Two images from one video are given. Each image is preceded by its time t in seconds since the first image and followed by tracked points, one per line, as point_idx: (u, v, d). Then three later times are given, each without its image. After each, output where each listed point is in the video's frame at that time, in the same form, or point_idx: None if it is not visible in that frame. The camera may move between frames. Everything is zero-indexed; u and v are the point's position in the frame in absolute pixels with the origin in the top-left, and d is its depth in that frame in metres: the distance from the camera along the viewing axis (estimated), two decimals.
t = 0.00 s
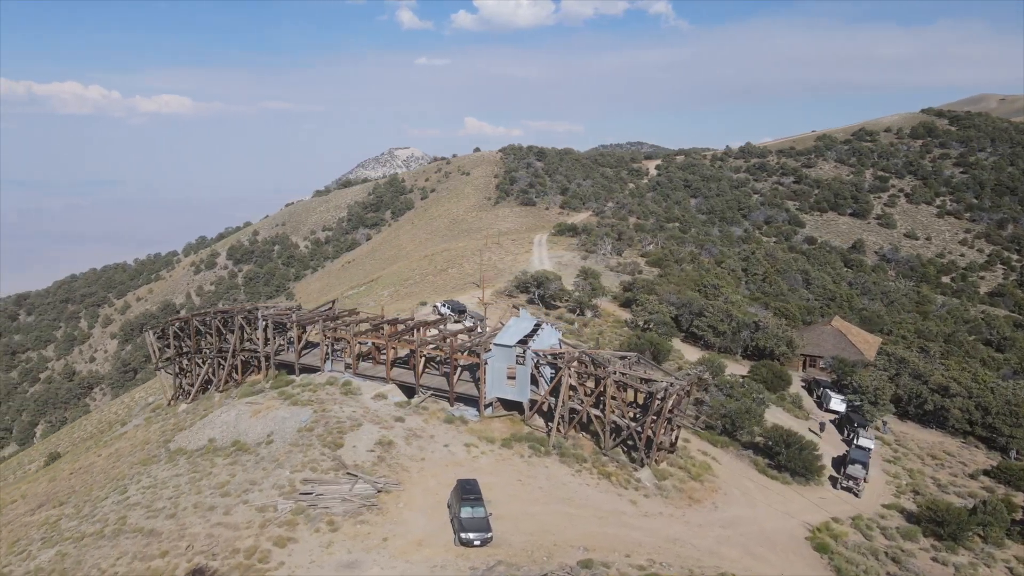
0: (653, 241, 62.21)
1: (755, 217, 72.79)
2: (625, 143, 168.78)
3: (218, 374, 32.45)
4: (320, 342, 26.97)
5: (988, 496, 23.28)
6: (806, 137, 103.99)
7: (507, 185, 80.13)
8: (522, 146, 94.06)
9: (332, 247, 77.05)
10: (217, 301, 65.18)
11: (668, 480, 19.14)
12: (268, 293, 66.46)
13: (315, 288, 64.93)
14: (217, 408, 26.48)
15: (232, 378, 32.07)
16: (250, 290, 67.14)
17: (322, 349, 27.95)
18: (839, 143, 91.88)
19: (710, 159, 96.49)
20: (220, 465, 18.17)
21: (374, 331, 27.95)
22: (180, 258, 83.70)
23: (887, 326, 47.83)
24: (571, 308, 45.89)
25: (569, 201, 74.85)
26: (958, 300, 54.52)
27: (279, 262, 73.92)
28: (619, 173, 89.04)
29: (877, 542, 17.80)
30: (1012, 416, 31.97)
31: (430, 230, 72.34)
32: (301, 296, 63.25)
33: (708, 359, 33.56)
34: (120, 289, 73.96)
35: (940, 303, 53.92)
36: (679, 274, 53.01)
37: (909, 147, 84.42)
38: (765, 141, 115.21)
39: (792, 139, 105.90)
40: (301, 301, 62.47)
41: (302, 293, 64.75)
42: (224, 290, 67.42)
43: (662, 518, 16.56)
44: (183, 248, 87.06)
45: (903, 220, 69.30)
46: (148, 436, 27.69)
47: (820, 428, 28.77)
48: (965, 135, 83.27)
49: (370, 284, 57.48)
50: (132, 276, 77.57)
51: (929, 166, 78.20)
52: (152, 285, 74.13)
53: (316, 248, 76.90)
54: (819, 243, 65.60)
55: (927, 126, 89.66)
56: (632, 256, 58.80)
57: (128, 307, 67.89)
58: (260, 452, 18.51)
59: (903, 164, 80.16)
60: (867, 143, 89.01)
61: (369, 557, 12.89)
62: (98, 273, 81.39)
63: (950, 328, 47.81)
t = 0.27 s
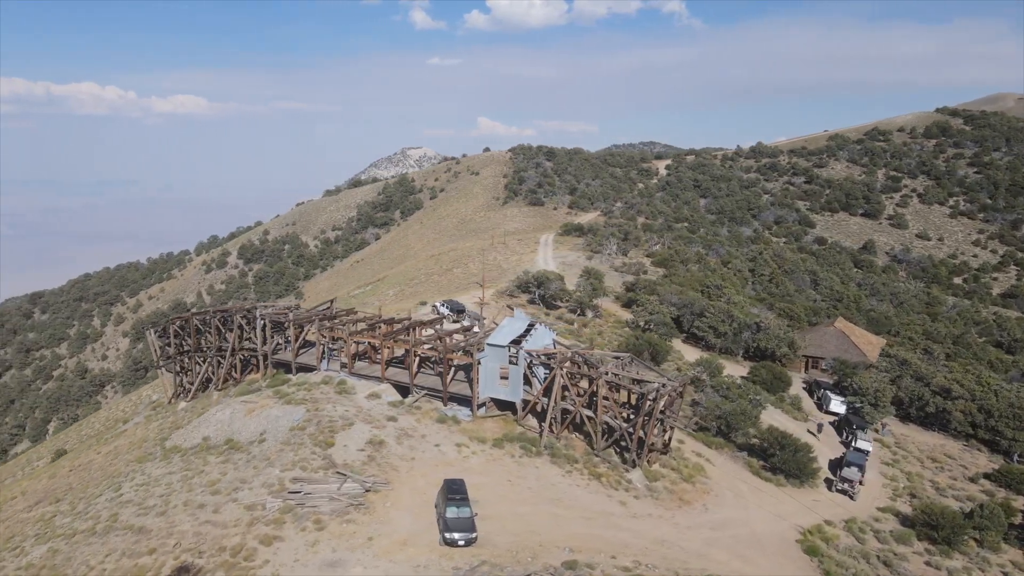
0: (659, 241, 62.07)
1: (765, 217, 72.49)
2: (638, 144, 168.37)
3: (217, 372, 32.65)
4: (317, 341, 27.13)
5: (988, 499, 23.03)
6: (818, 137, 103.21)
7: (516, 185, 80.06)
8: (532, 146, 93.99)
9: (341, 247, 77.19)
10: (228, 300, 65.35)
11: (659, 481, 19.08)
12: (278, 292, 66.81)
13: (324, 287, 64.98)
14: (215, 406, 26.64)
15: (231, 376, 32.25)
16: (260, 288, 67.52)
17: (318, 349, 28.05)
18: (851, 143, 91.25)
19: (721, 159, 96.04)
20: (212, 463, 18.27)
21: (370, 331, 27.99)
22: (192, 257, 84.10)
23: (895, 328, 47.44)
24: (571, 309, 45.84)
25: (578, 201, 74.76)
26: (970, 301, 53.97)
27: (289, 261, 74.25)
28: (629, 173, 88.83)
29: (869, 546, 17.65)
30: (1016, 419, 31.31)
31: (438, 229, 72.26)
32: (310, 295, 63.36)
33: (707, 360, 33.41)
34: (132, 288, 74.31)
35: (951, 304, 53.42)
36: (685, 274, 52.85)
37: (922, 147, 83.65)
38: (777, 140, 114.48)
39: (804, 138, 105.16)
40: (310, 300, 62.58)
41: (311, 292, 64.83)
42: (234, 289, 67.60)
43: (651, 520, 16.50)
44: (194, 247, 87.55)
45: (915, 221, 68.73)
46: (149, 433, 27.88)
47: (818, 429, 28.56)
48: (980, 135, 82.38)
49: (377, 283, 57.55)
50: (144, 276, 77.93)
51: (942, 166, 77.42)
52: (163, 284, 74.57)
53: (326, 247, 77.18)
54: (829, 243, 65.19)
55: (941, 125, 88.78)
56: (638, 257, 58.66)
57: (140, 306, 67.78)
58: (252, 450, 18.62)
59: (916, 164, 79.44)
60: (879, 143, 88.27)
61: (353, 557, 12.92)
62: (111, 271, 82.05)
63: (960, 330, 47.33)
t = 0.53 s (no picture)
0: (668, 241, 61.83)
1: (779, 218, 71.98)
2: (653, 145, 167.63)
3: (220, 371, 32.97)
4: (316, 341, 27.29)
5: (991, 504, 22.68)
6: (835, 136, 102.08)
7: (528, 185, 79.92)
8: (545, 146, 93.84)
9: (355, 246, 77.44)
10: (242, 298, 65.74)
11: (654, 482, 18.98)
12: (291, 291, 67.26)
13: (336, 286, 65.02)
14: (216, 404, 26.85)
15: (235, 375, 32.55)
16: (274, 287, 68.05)
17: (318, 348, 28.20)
18: (868, 143, 90.27)
19: (735, 159, 95.37)
20: (208, 461, 18.44)
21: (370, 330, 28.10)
22: (207, 257, 84.58)
23: (907, 330, 46.85)
24: (576, 309, 45.74)
25: (590, 201, 74.58)
26: (987, 303, 53.17)
27: (303, 260, 74.73)
28: (642, 173, 88.46)
29: (865, 550, 17.44)
30: None
31: (450, 229, 72.16)
32: (322, 293, 63.51)
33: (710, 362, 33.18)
34: (149, 286, 74.84)
35: (967, 306, 52.68)
36: (694, 275, 52.55)
37: (941, 147, 82.48)
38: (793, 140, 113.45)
39: (820, 138, 104.09)
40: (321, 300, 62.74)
41: (323, 290, 64.93)
42: (248, 288, 67.98)
43: (643, 521, 16.42)
44: (210, 247, 88.24)
45: (932, 222, 67.86)
46: (153, 430, 28.15)
47: (819, 432, 28.10)
48: (1000, 135, 81.06)
49: (386, 282, 57.63)
50: (161, 274, 78.46)
51: (961, 166, 76.28)
52: (179, 282, 75.11)
53: (339, 247, 77.60)
54: (844, 244, 64.54)
55: (960, 125, 87.49)
56: (647, 257, 58.43)
57: (156, 304, 68.33)
58: (248, 448, 18.76)
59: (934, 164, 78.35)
60: (897, 142, 87.15)
61: (341, 556, 12.98)
62: (129, 270, 82.87)
63: (975, 332, 46.64)
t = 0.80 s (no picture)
0: (685, 242, 61.42)
1: (800, 218, 71.16)
2: (675, 145, 166.41)
3: (230, 368, 33.44)
4: (324, 339, 27.56)
5: (1006, 511, 22.12)
6: (859, 136, 100.43)
7: (547, 185, 79.78)
8: (564, 146, 93.65)
9: (375, 246, 77.99)
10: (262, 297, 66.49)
11: (655, 485, 18.82)
12: (311, 290, 67.91)
13: (355, 285, 65.29)
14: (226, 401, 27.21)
15: (245, 373, 32.97)
16: (294, 286, 68.84)
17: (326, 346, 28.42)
18: (893, 142, 88.78)
19: (757, 159, 94.37)
20: (213, 458, 18.69)
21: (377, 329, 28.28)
22: (231, 256, 85.85)
23: (928, 333, 45.97)
24: (586, 309, 45.59)
25: (608, 202, 74.35)
26: (1013, 306, 51.97)
27: (323, 259, 75.47)
28: (663, 174, 87.91)
29: (870, 556, 17.12)
30: None
31: (469, 229, 72.25)
32: (341, 292, 63.84)
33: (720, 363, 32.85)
34: (173, 285, 75.87)
35: (993, 309, 51.49)
36: (710, 275, 52.10)
37: (969, 147, 80.71)
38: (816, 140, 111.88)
39: (844, 138, 102.49)
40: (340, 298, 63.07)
41: (343, 290, 65.20)
42: (270, 287, 68.77)
43: (642, 523, 16.29)
44: (233, 246, 89.35)
45: (957, 223, 66.51)
46: (165, 426, 28.59)
47: (829, 436, 27.66)
48: None
49: (403, 282, 57.88)
50: (185, 272, 79.39)
51: (989, 166, 74.53)
52: (202, 281, 76.07)
53: (360, 246, 78.38)
54: (866, 245, 63.53)
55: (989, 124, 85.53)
56: (663, 258, 58.06)
57: (180, 303, 69.36)
58: (251, 446, 18.98)
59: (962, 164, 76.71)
60: (923, 142, 85.47)
61: (336, 553, 13.06)
62: (154, 269, 84.21)
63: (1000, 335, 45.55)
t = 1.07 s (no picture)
0: (705, 243, 60.84)
1: (827, 219, 69.99)
2: (700, 146, 164.77)
3: (245, 366, 34.03)
4: (335, 338, 27.83)
5: None
6: (889, 135, 98.21)
7: (569, 185, 79.56)
8: (587, 146, 93.33)
9: (398, 245, 78.50)
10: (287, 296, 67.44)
11: (660, 487, 18.62)
12: (335, 289, 68.64)
13: (377, 284, 65.75)
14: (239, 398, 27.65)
15: (259, 370, 33.52)
16: (319, 285, 69.69)
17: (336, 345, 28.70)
18: (925, 142, 86.64)
19: (783, 159, 92.98)
20: (221, 454, 19.00)
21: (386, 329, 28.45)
22: (258, 255, 87.33)
23: (955, 336, 44.75)
24: (600, 310, 45.30)
25: (630, 202, 73.92)
26: None
27: (347, 259, 76.26)
28: (687, 174, 87.13)
29: (880, 564, 16.70)
30: None
31: (491, 229, 72.36)
32: (363, 291, 64.35)
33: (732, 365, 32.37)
34: (201, 283, 76.95)
35: None
36: (730, 276, 51.47)
37: (1005, 146, 78.37)
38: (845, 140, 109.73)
39: (873, 137, 100.34)
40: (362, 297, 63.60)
41: (365, 289, 65.67)
42: (295, 286, 69.73)
43: (643, 526, 16.11)
44: (261, 245, 90.70)
45: (991, 224, 64.63)
46: (182, 422, 29.14)
47: (842, 440, 27.14)
48: None
49: (424, 281, 58.22)
50: (213, 272, 80.91)
51: None
52: (229, 280, 77.47)
53: (383, 246, 79.01)
54: (895, 247, 62.17)
55: None
56: (683, 258, 57.53)
57: (208, 301, 70.72)
58: (258, 443, 19.24)
59: (997, 163, 74.48)
60: (956, 142, 83.21)
61: (334, 551, 13.16)
62: (184, 267, 85.98)
63: None
